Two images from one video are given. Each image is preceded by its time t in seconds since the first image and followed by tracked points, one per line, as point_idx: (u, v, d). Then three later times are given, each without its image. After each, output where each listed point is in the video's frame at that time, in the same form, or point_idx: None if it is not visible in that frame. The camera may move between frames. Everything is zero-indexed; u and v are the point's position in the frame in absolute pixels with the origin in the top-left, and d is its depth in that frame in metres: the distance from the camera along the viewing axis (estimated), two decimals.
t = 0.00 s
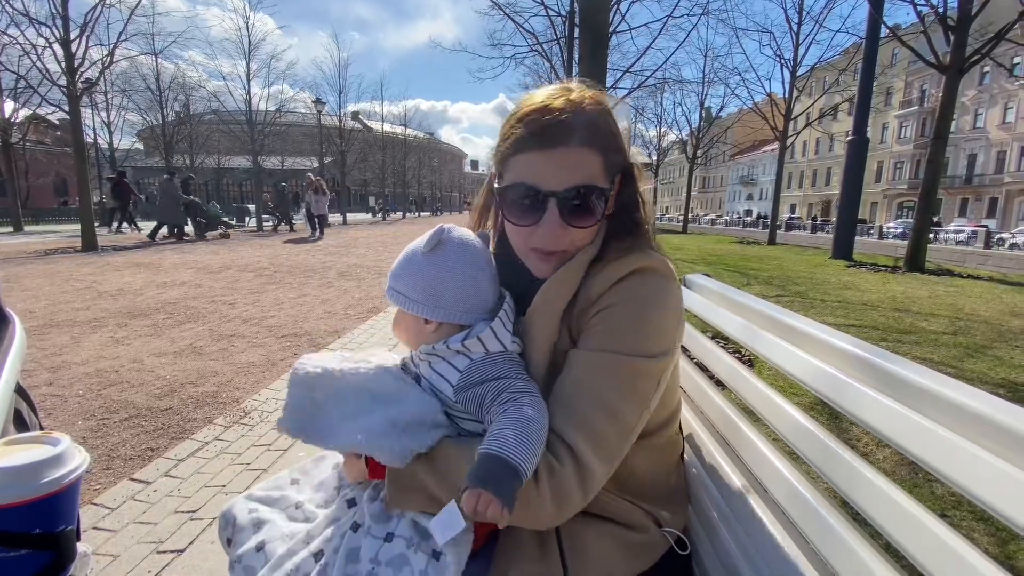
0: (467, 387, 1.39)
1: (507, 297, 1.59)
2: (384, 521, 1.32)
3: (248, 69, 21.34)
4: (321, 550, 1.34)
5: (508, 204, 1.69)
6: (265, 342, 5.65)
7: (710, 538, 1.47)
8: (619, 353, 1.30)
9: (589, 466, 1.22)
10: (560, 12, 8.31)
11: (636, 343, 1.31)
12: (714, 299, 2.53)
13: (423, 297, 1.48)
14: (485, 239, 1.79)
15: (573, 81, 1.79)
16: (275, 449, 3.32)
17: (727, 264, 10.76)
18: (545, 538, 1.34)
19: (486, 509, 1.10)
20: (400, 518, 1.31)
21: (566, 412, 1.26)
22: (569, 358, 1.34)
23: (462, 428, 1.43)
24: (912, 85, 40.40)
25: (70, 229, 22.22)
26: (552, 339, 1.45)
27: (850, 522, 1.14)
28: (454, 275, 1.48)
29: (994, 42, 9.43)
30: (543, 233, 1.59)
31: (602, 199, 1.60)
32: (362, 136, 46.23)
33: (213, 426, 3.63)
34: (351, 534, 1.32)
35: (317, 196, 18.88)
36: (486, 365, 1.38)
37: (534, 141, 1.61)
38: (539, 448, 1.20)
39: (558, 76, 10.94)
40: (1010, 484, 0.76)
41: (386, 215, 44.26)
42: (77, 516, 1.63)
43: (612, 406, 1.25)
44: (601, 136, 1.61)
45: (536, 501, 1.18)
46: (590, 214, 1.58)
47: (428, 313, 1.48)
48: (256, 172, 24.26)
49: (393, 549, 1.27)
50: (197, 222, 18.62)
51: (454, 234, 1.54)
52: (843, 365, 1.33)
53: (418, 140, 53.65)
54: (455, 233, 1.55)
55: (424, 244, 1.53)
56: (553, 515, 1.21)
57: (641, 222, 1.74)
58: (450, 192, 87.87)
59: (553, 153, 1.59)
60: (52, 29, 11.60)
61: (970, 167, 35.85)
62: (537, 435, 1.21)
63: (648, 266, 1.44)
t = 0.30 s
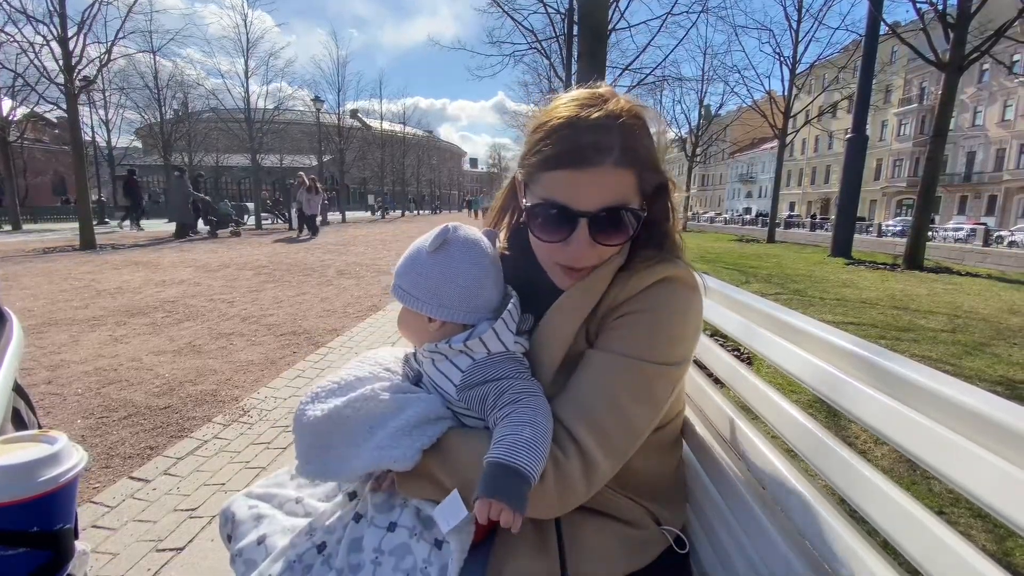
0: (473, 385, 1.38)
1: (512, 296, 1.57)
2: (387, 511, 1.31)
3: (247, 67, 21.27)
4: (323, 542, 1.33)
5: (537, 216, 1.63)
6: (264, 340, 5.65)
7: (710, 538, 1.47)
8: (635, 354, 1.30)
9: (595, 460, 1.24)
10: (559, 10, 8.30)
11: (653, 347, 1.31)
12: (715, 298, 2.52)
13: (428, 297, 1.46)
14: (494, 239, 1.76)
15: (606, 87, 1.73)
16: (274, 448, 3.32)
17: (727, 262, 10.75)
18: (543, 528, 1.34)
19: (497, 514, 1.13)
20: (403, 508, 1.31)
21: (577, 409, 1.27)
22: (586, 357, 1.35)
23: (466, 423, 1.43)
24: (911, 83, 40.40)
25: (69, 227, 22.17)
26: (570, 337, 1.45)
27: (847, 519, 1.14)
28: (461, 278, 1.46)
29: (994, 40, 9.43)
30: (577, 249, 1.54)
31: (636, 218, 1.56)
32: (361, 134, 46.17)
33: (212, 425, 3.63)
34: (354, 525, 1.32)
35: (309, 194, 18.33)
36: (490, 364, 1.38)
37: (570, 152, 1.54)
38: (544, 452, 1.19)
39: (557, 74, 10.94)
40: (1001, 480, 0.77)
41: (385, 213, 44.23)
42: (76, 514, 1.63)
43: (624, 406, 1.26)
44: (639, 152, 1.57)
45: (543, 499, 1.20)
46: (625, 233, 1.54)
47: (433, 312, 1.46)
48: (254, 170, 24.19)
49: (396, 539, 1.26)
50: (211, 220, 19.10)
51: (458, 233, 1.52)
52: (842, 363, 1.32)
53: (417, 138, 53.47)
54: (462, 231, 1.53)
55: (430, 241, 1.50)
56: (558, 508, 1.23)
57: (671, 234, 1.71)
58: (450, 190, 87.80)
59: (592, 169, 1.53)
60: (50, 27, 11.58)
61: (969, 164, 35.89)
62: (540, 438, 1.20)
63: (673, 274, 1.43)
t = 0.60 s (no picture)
0: (474, 388, 1.38)
1: (514, 297, 1.57)
2: (388, 513, 1.31)
3: (246, 65, 21.21)
4: (323, 542, 1.33)
5: (536, 210, 1.62)
6: (263, 338, 5.65)
7: (709, 537, 1.47)
8: (637, 357, 1.29)
9: (599, 462, 1.24)
10: (559, 8, 8.28)
11: (658, 349, 1.30)
12: (714, 295, 2.51)
13: (430, 298, 1.46)
14: (494, 238, 1.76)
15: (609, 82, 1.73)
16: (273, 446, 3.32)
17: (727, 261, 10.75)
18: (546, 531, 1.34)
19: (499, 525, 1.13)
20: (404, 510, 1.31)
21: (581, 412, 1.27)
22: (589, 358, 1.35)
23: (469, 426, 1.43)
24: (911, 81, 40.38)
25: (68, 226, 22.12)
26: (572, 338, 1.45)
27: (847, 518, 1.14)
28: (463, 280, 1.45)
29: (994, 38, 9.40)
30: (577, 244, 1.54)
31: (636, 212, 1.56)
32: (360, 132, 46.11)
33: (211, 423, 3.63)
34: (354, 526, 1.32)
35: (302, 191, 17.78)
36: (491, 367, 1.37)
37: (571, 147, 1.54)
38: (546, 458, 1.20)
39: (557, 71, 10.93)
40: (1001, 479, 0.77)
41: (385, 211, 44.15)
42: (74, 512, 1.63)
43: (629, 408, 1.26)
44: (639, 147, 1.56)
45: (547, 502, 1.20)
46: (626, 227, 1.54)
47: (435, 312, 1.46)
48: (254, 168, 24.14)
49: (396, 541, 1.26)
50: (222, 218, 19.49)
51: (460, 234, 1.52)
52: (843, 362, 1.31)
53: (417, 136, 53.36)
54: (464, 232, 1.52)
55: (432, 242, 1.49)
56: (561, 510, 1.23)
57: (672, 232, 1.72)
58: (449, 188, 87.73)
59: (593, 163, 1.53)
60: (48, 24, 11.54)
61: (969, 163, 35.83)
62: (543, 442, 1.20)
63: (676, 275, 1.43)
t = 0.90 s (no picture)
0: (475, 393, 1.38)
1: (514, 298, 1.57)
2: (390, 520, 1.31)
3: (246, 64, 21.20)
4: (323, 545, 1.33)
5: (523, 189, 1.71)
6: (263, 338, 5.65)
7: (712, 540, 1.47)
8: (638, 356, 1.29)
9: (602, 466, 1.24)
10: (559, 7, 8.28)
11: (658, 349, 1.30)
12: (714, 293, 2.51)
13: (430, 301, 1.44)
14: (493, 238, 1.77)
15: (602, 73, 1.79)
16: (273, 445, 3.32)
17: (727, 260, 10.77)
18: (548, 537, 1.33)
19: (502, 536, 1.13)
20: (406, 517, 1.31)
21: (584, 414, 1.27)
22: (590, 358, 1.35)
23: (471, 429, 1.43)
24: (912, 80, 40.35)
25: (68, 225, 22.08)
26: (572, 337, 1.45)
27: (848, 518, 1.14)
28: (463, 281, 1.44)
29: (994, 37, 9.39)
30: (558, 217, 1.60)
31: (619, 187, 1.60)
32: (360, 131, 46.13)
33: (212, 422, 3.63)
34: (355, 532, 1.32)
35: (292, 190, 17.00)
36: (492, 371, 1.37)
37: (554, 129, 1.62)
38: (550, 462, 1.20)
39: (557, 70, 10.91)
40: (1002, 479, 0.76)
41: (385, 210, 44.10)
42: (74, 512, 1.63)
43: (631, 409, 1.26)
44: (621, 126, 1.61)
45: (552, 507, 1.20)
46: (605, 201, 1.58)
47: (434, 316, 1.45)
48: (254, 168, 24.15)
49: (398, 549, 1.26)
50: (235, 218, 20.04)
51: (460, 234, 1.49)
52: (843, 361, 1.31)
53: (417, 135, 53.30)
54: (463, 233, 1.50)
55: (431, 243, 1.48)
56: (565, 515, 1.23)
57: (668, 224, 1.73)
58: (449, 188, 87.63)
59: (573, 140, 1.59)
60: (48, 23, 11.52)
61: (969, 162, 35.85)
62: (546, 446, 1.21)
63: (675, 271, 1.42)
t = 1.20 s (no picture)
0: (485, 396, 1.38)
1: (522, 300, 1.57)
2: (399, 523, 1.32)
3: (245, 65, 21.19)
4: (330, 546, 1.34)
5: (532, 151, 1.91)
6: (263, 339, 5.64)
7: (715, 541, 1.47)
8: (649, 356, 1.30)
9: (614, 467, 1.25)
10: (558, 7, 8.29)
11: (669, 349, 1.30)
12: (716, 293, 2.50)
13: (440, 304, 1.44)
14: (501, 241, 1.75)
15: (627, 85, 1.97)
16: (274, 446, 3.33)
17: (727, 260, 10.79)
18: (556, 541, 1.33)
19: (515, 541, 1.13)
20: (416, 521, 1.31)
21: (596, 417, 1.27)
22: (603, 359, 1.35)
23: (481, 429, 1.43)
24: (910, 80, 40.40)
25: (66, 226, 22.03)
26: (581, 336, 1.46)
27: (850, 519, 1.14)
28: (472, 279, 1.44)
29: (993, 37, 9.40)
30: (548, 164, 1.74)
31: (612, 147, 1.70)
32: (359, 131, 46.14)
33: (213, 423, 3.63)
34: (364, 533, 1.33)
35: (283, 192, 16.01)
36: (502, 374, 1.37)
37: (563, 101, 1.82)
38: (565, 466, 1.20)
39: (556, 70, 10.92)
40: (999, 481, 0.77)
41: (384, 210, 44.07)
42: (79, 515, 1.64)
43: (642, 409, 1.27)
44: (625, 103, 1.74)
45: (566, 512, 1.20)
46: (593, 152, 1.69)
47: (443, 319, 1.45)
48: (253, 168, 24.13)
49: (408, 553, 1.27)
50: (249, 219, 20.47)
51: (469, 238, 1.49)
52: (844, 362, 1.31)
53: (416, 136, 53.39)
54: (472, 236, 1.50)
55: (439, 246, 1.48)
56: (577, 518, 1.23)
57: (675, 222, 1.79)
58: (449, 188, 87.62)
59: (575, 105, 1.77)
60: (46, 24, 11.50)
61: (967, 162, 35.92)
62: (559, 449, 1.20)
63: (685, 271, 1.42)
